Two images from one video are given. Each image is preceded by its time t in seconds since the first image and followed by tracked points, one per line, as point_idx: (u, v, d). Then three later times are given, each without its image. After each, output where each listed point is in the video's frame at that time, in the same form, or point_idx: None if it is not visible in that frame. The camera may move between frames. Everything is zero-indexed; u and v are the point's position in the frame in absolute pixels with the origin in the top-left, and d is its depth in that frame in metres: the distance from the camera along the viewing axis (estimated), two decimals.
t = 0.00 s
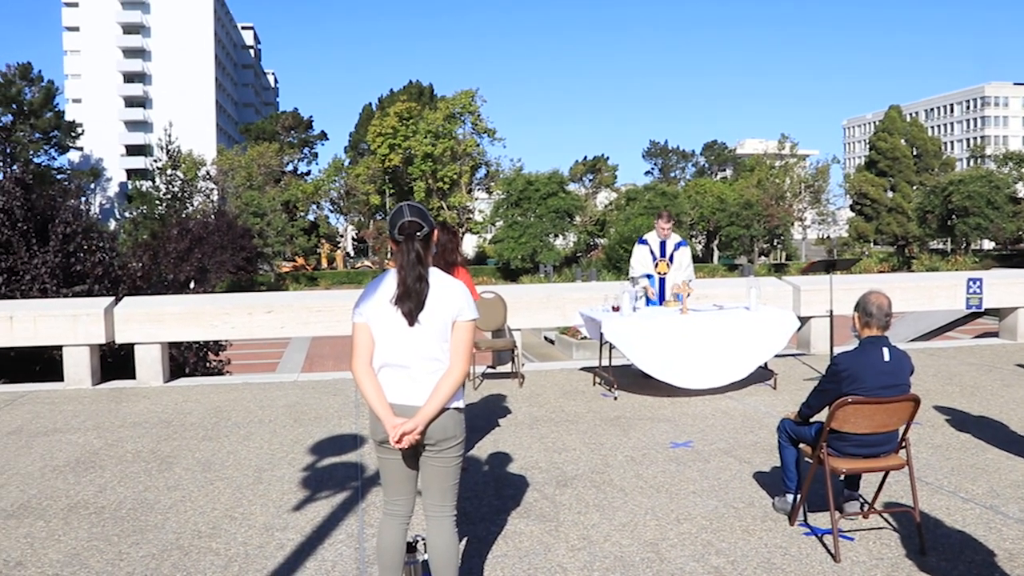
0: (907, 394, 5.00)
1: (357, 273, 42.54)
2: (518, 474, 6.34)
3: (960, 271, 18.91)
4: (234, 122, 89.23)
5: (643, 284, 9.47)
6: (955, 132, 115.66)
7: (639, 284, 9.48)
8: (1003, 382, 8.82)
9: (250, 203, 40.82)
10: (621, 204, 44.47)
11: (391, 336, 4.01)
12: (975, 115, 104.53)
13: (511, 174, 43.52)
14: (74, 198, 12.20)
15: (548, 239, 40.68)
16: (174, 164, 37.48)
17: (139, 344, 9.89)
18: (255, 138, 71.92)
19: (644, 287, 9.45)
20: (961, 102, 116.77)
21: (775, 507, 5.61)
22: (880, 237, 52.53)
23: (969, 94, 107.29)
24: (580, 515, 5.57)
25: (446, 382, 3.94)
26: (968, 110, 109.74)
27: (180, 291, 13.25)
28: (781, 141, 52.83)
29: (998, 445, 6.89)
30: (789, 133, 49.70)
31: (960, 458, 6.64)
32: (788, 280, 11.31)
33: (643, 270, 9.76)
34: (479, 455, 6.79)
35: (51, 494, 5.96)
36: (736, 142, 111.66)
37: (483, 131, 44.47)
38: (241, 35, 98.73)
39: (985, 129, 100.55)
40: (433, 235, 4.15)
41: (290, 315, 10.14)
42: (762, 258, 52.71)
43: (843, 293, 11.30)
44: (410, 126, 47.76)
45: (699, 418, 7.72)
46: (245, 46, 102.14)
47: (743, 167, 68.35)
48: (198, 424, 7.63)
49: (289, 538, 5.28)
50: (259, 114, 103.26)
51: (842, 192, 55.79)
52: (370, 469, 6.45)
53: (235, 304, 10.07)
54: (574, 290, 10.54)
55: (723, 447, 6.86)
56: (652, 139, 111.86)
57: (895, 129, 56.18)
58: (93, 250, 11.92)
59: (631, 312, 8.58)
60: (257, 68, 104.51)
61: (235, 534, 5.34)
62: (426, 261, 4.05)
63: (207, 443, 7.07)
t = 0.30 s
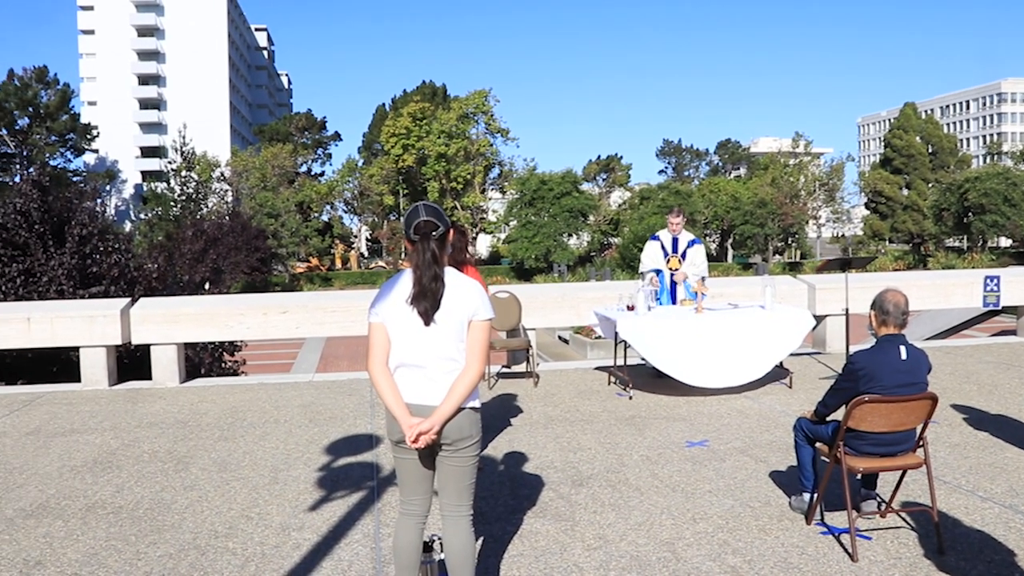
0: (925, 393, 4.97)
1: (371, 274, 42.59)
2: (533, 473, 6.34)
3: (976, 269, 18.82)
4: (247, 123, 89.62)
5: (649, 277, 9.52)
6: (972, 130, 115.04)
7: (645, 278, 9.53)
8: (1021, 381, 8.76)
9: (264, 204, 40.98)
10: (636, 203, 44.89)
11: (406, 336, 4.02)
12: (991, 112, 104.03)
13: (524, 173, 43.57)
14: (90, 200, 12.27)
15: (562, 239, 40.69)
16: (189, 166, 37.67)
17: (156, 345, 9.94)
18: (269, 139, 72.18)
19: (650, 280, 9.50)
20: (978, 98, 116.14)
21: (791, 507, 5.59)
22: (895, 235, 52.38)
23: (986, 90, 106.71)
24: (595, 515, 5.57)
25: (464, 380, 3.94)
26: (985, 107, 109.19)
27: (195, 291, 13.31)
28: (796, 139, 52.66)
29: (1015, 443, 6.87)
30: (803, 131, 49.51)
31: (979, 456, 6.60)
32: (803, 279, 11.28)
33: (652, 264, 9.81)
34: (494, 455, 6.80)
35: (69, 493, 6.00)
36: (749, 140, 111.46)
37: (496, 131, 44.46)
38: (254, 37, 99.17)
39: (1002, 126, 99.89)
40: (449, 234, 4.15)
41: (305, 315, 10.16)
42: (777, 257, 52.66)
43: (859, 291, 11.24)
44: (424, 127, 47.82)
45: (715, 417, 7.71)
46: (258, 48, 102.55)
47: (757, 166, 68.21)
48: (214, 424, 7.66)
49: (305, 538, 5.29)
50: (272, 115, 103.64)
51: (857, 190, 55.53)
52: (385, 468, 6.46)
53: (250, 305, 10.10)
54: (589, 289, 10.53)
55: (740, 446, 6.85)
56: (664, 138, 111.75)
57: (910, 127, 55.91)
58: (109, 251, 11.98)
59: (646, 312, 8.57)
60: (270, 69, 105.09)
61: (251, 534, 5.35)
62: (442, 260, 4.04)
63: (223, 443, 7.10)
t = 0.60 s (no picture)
0: (934, 394, 4.96)
1: (380, 273, 42.63)
2: (541, 473, 6.35)
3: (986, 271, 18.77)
4: (257, 123, 89.86)
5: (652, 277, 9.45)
6: (983, 131, 114.53)
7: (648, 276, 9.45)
8: None
9: (273, 204, 41.08)
10: (645, 204, 44.38)
11: (415, 336, 4.03)
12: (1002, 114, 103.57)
13: (533, 173, 43.61)
14: (102, 199, 12.33)
15: (571, 240, 40.69)
16: (199, 166, 37.81)
17: (165, 343, 9.97)
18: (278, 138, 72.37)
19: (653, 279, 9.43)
20: (989, 100, 115.64)
21: (800, 508, 5.59)
22: (904, 237, 52.27)
23: (997, 91, 106.32)
24: (604, 516, 5.56)
25: (472, 380, 3.94)
26: (996, 108, 108.73)
27: (206, 290, 13.37)
28: (806, 140, 52.55)
29: None
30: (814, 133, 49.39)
31: (988, 459, 6.58)
32: (812, 280, 11.25)
33: (656, 266, 9.75)
34: (502, 455, 6.80)
35: (78, 492, 6.03)
36: (759, 141, 111.34)
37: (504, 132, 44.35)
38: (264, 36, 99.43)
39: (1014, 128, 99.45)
40: (458, 234, 4.16)
41: (314, 314, 10.18)
42: (787, 258, 52.60)
43: (869, 293, 11.21)
44: (434, 127, 47.87)
45: (724, 418, 7.70)
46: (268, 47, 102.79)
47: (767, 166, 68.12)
48: (223, 423, 7.69)
49: (313, 537, 5.30)
50: (282, 115, 103.90)
51: (867, 192, 55.38)
52: (393, 468, 6.48)
53: (260, 304, 10.13)
54: (597, 290, 10.52)
55: (748, 447, 6.84)
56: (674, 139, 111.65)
57: (921, 128, 55.72)
58: (119, 250, 12.02)
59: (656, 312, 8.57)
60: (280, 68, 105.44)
61: (260, 533, 5.38)
62: (452, 260, 4.05)
63: (232, 442, 7.13)
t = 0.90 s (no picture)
0: (914, 396, 4.97)
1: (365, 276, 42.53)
2: (523, 476, 6.35)
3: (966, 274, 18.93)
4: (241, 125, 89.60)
5: (627, 282, 9.42)
6: (964, 136, 115.49)
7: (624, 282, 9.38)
8: (1010, 385, 8.78)
9: (257, 206, 40.90)
10: (628, 207, 44.66)
11: (398, 338, 4.02)
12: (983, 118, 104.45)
13: (518, 176, 43.65)
14: (82, 201, 12.26)
15: (555, 242, 40.74)
16: (181, 167, 37.62)
17: (147, 345, 9.91)
18: (263, 140, 72.19)
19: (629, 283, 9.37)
20: (971, 104, 116.54)
21: (781, 510, 5.60)
22: (887, 240, 52.59)
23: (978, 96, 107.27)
24: (586, 518, 5.56)
25: (454, 383, 3.93)
26: (977, 113, 109.63)
27: (187, 293, 13.30)
28: (789, 143, 52.82)
29: (1002, 446, 6.89)
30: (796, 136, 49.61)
31: (967, 460, 6.62)
32: (795, 283, 11.29)
33: (629, 272, 9.71)
34: (484, 457, 6.79)
35: (58, 496, 5.98)
36: (744, 145, 111.88)
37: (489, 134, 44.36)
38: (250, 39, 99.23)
39: (995, 132, 100.28)
40: (440, 237, 4.15)
41: (297, 317, 10.14)
42: (770, 261, 52.83)
43: (851, 295, 11.26)
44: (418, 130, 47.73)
45: (706, 420, 7.71)
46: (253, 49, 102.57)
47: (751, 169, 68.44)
48: (205, 427, 7.64)
49: (295, 541, 5.28)
50: (267, 117, 103.69)
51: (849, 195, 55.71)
52: (376, 470, 6.46)
53: (242, 307, 10.10)
54: (579, 292, 10.53)
55: (731, 450, 6.85)
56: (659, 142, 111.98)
57: (902, 132, 56.13)
58: (101, 252, 11.96)
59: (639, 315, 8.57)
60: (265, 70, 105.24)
61: (241, 537, 5.35)
62: (433, 263, 4.05)
63: (213, 446, 7.09)
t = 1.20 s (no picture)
0: (880, 399, 5.01)
1: (336, 277, 42.36)
2: (494, 477, 6.33)
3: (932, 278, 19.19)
4: (214, 124, 88.98)
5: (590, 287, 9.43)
6: (934, 142, 116.98)
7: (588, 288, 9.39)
8: (974, 387, 8.89)
9: (229, 206, 40.62)
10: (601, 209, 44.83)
11: (367, 338, 4.00)
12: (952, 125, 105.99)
13: (491, 177, 43.65)
14: (48, 199, 12.13)
15: (527, 244, 40.72)
16: (150, 165, 37.25)
17: (115, 346, 9.80)
18: (237, 140, 71.70)
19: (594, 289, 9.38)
20: (941, 111, 117.99)
21: (749, 511, 5.63)
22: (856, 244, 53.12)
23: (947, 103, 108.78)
24: (555, 519, 5.56)
25: (423, 384, 3.91)
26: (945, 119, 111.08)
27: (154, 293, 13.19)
28: (760, 147, 53.19)
29: (967, 447, 6.97)
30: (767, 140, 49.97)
31: (933, 461, 6.69)
32: (765, 285, 11.37)
33: (592, 275, 9.72)
34: (454, 458, 6.78)
35: (21, 499, 5.90)
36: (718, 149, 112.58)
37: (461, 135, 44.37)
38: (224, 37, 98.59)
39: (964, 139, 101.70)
40: (410, 237, 4.13)
41: (267, 317, 10.08)
42: (741, 264, 53.14)
43: (820, 298, 11.36)
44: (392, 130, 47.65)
45: (675, 422, 7.74)
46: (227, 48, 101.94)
47: (723, 172, 68.92)
48: (173, 428, 7.57)
49: (263, 543, 5.24)
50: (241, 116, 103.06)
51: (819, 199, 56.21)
52: (345, 472, 6.43)
53: (212, 307, 10.02)
54: (550, 294, 10.54)
55: (700, 451, 6.88)
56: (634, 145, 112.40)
57: (872, 137, 56.74)
58: (68, 251, 11.84)
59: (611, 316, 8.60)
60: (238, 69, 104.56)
61: (208, 539, 5.29)
62: (403, 263, 4.03)
63: (181, 447, 7.02)
